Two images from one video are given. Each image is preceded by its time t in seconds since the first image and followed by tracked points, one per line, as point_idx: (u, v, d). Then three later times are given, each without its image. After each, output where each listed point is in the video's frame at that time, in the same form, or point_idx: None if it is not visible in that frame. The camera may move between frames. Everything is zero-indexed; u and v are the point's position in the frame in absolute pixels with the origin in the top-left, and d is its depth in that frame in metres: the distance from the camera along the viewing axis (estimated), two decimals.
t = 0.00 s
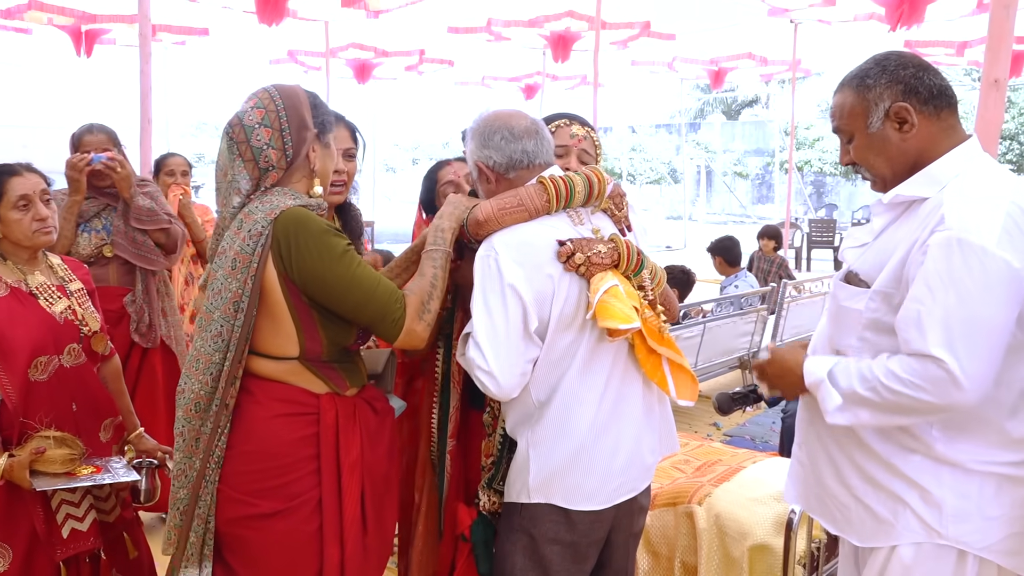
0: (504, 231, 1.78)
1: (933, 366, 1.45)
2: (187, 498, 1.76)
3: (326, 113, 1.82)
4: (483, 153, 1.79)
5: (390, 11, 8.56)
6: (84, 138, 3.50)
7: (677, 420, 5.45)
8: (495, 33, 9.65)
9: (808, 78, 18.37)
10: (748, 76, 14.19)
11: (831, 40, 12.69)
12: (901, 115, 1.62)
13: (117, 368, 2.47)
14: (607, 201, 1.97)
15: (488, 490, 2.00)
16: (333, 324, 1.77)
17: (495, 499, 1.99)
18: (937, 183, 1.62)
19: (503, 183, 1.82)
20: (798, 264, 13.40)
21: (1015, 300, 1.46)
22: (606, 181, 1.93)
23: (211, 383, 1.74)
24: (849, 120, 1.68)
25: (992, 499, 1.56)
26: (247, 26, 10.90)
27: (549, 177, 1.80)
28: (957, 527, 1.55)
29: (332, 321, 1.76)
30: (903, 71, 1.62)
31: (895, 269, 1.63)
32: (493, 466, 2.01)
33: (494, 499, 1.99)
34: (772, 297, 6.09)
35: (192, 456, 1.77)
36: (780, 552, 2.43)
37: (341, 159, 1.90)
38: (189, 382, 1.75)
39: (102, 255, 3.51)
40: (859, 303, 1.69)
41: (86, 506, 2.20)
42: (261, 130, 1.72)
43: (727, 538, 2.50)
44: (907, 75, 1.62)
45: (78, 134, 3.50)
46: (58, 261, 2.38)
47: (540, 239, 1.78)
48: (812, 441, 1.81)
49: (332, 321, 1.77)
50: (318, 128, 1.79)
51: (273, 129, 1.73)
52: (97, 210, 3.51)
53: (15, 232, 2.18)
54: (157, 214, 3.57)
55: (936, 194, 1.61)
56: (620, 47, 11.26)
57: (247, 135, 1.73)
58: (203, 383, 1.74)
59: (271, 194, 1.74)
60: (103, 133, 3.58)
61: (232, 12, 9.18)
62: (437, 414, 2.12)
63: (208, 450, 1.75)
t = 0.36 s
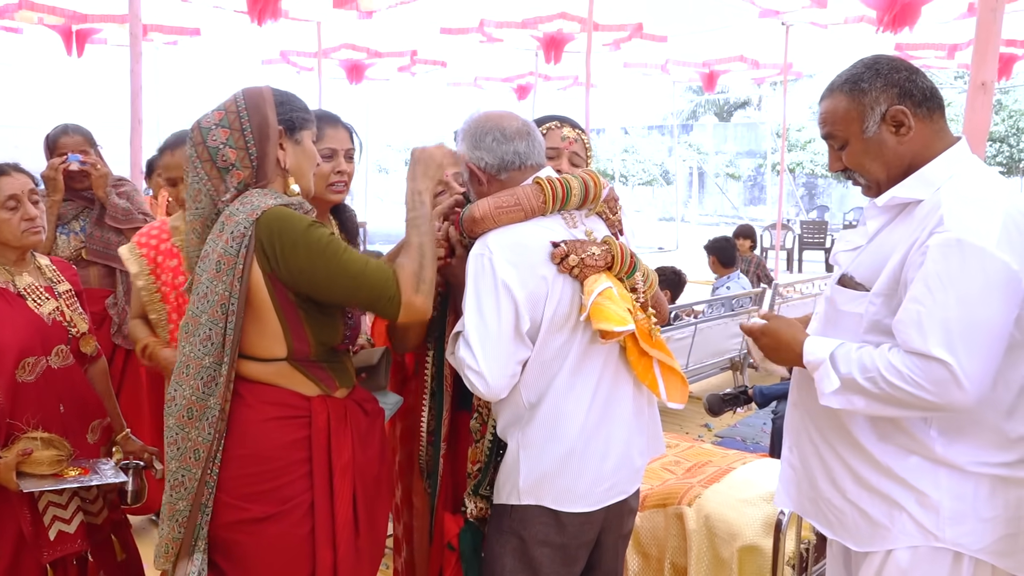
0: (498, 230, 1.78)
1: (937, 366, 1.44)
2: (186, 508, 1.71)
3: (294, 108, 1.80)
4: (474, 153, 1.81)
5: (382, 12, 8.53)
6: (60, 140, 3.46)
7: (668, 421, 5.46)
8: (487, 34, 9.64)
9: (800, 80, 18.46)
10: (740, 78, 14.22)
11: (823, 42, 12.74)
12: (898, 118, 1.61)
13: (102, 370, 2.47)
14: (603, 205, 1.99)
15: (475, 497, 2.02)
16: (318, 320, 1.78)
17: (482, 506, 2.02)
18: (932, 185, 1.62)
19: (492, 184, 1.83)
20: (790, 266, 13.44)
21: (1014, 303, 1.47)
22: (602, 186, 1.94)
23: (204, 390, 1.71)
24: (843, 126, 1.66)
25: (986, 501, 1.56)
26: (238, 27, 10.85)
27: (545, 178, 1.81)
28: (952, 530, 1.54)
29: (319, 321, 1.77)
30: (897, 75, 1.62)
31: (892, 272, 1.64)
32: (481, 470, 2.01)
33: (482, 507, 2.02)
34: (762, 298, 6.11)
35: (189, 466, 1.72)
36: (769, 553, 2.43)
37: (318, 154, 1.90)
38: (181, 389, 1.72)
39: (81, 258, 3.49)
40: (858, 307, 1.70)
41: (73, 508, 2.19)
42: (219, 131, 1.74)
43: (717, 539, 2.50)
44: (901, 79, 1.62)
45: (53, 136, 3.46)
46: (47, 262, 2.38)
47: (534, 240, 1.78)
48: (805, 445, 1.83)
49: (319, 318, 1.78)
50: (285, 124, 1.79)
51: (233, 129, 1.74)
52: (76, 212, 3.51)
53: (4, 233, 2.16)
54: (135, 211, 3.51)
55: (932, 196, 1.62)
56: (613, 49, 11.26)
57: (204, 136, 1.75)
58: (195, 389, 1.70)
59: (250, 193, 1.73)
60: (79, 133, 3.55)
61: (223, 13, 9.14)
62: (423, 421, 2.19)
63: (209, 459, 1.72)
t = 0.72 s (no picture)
0: (508, 227, 1.77)
1: (955, 368, 1.42)
2: (187, 498, 1.70)
3: (288, 108, 1.80)
4: (479, 151, 1.79)
5: (378, 11, 8.51)
6: (45, 141, 3.40)
7: (664, 420, 5.46)
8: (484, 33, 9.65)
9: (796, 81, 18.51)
10: (737, 78, 14.23)
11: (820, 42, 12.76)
12: (894, 119, 1.61)
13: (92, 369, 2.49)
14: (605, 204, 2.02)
15: (475, 495, 2.01)
16: (315, 309, 1.79)
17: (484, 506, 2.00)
18: (930, 186, 1.62)
19: (496, 182, 1.82)
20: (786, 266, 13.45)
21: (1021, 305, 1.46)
22: (607, 185, 1.94)
23: (207, 380, 1.70)
24: (839, 128, 1.66)
25: (981, 503, 1.55)
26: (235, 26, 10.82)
27: (552, 176, 1.80)
28: (948, 532, 1.55)
29: (316, 311, 1.79)
30: (891, 75, 1.62)
31: (893, 276, 1.63)
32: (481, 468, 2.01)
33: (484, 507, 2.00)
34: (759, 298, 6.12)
35: (192, 458, 1.70)
36: (763, 553, 2.43)
37: (314, 152, 1.90)
38: (183, 379, 1.71)
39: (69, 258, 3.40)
40: (857, 310, 1.70)
41: (65, 508, 2.18)
42: (213, 133, 1.74)
43: (711, 539, 2.50)
44: (896, 79, 1.61)
45: (38, 136, 3.41)
46: (43, 261, 2.38)
47: (541, 236, 1.78)
48: (798, 446, 1.83)
49: (316, 308, 1.79)
50: (279, 124, 1.78)
51: (227, 130, 1.73)
52: (63, 212, 3.43)
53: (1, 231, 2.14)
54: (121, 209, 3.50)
55: (930, 197, 1.61)
56: (610, 49, 11.25)
57: (199, 138, 1.75)
58: (199, 379, 1.70)
59: (249, 190, 1.73)
60: (63, 133, 3.50)
61: (220, 12, 9.11)
62: (420, 421, 2.18)
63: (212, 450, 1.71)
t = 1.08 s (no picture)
0: (517, 230, 1.76)
1: (915, 340, 1.38)
2: (189, 491, 1.70)
3: (301, 115, 1.81)
4: (485, 153, 1.79)
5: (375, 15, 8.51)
6: (43, 147, 3.40)
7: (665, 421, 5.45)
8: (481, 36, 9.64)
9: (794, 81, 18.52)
10: (735, 79, 14.22)
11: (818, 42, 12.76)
12: (891, 120, 1.60)
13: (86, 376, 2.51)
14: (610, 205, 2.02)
15: (480, 497, 2.01)
16: (318, 309, 1.79)
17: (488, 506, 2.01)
18: (931, 183, 1.62)
19: (503, 183, 1.82)
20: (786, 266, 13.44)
21: (993, 303, 1.41)
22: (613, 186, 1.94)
23: (210, 372, 1.69)
24: (836, 130, 1.65)
25: (982, 504, 1.55)
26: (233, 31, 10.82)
27: (558, 178, 1.81)
28: (949, 533, 1.54)
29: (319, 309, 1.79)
30: (887, 75, 1.61)
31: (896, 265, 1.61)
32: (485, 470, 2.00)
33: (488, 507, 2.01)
34: (758, 298, 6.12)
35: (194, 449, 1.70)
36: (763, 553, 2.43)
37: (326, 160, 1.90)
38: (187, 371, 1.69)
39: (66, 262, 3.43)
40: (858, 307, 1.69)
41: (61, 516, 2.18)
42: (229, 138, 1.74)
43: (711, 540, 2.50)
44: (891, 79, 1.60)
45: (36, 141, 3.40)
46: (38, 266, 2.35)
47: (550, 237, 1.78)
48: (798, 446, 1.83)
49: (319, 309, 1.79)
50: (292, 131, 1.79)
51: (242, 136, 1.74)
52: (59, 217, 3.42)
53: None
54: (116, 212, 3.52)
55: (931, 193, 1.62)
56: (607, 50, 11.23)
57: (214, 144, 1.75)
58: (202, 371, 1.68)
59: (261, 193, 1.72)
60: (60, 138, 3.50)
61: (217, 16, 9.10)
62: (426, 425, 2.18)
63: (211, 443, 1.71)
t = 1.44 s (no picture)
0: (518, 234, 1.76)
1: (896, 335, 1.39)
2: (190, 494, 1.70)
3: (303, 121, 1.81)
4: (487, 157, 1.79)
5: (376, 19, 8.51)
6: (52, 144, 3.42)
7: (667, 425, 5.44)
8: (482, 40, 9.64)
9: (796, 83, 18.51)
10: (737, 81, 14.20)
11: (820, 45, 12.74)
12: (892, 124, 1.59)
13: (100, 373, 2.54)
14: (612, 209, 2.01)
15: (481, 500, 1.99)
16: (319, 314, 1.79)
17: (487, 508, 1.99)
18: (935, 184, 1.61)
19: (504, 187, 1.82)
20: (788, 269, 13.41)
21: (987, 302, 1.41)
22: (613, 190, 1.94)
23: (212, 375, 1.69)
24: (835, 134, 1.65)
25: (984, 510, 1.53)
26: (234, 36, 10.83)
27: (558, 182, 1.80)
28: (950, 538, 1.54)
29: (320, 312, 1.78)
30: (887, 79, 1.60)
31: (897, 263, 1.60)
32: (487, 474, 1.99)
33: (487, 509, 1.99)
34: (760, 300, 6.12)
35: (195, 452, 1.69)
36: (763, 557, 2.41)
37: (327, 165, 1.90)
38: (188, 375, 1.69)
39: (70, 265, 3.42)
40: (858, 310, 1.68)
41: (52, 527, 2.17)
42: (230, 144, 1.74)
43: (711, 544, 2.49)
44: (891, 83, 1.60)
45: (47, 140, 3.41)
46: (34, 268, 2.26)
47: (551, 241, 1.78)
48: (801, 450, 1.82)
49: (321, 313, 1.79)
50: (294, 136, 1.79)
51: (243, 142, 1.74)
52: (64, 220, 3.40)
53: None
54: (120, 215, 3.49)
55: (935, 194, 1.60)
56: (608, 53, 11.20)
57: (217, 149, 1.76)
58: (204, 375, 1.68)
59: (262, 198, 1.72)
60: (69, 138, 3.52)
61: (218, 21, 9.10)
62: (427, 430, 2.19)
63: (213, 447, 1.71)
